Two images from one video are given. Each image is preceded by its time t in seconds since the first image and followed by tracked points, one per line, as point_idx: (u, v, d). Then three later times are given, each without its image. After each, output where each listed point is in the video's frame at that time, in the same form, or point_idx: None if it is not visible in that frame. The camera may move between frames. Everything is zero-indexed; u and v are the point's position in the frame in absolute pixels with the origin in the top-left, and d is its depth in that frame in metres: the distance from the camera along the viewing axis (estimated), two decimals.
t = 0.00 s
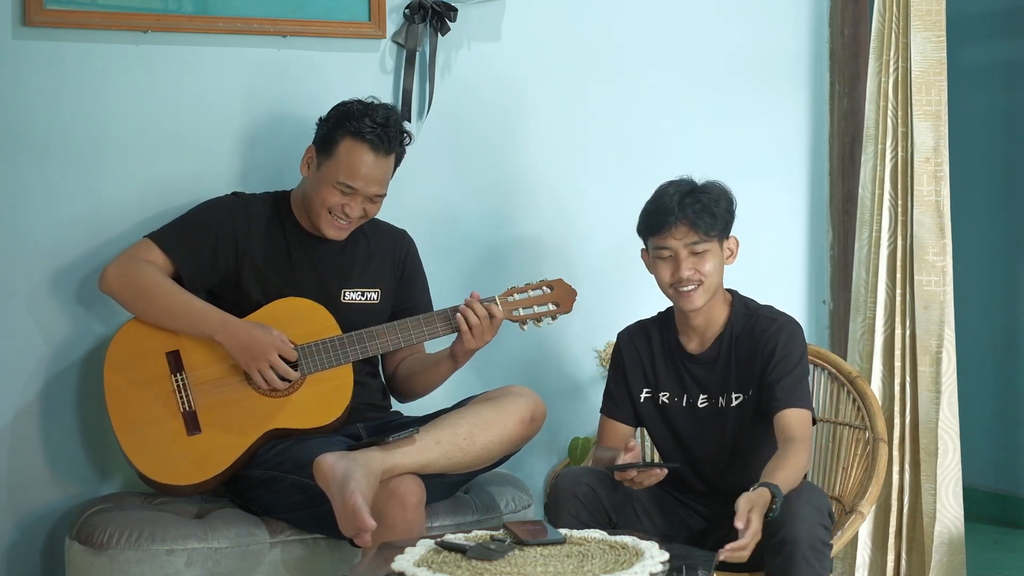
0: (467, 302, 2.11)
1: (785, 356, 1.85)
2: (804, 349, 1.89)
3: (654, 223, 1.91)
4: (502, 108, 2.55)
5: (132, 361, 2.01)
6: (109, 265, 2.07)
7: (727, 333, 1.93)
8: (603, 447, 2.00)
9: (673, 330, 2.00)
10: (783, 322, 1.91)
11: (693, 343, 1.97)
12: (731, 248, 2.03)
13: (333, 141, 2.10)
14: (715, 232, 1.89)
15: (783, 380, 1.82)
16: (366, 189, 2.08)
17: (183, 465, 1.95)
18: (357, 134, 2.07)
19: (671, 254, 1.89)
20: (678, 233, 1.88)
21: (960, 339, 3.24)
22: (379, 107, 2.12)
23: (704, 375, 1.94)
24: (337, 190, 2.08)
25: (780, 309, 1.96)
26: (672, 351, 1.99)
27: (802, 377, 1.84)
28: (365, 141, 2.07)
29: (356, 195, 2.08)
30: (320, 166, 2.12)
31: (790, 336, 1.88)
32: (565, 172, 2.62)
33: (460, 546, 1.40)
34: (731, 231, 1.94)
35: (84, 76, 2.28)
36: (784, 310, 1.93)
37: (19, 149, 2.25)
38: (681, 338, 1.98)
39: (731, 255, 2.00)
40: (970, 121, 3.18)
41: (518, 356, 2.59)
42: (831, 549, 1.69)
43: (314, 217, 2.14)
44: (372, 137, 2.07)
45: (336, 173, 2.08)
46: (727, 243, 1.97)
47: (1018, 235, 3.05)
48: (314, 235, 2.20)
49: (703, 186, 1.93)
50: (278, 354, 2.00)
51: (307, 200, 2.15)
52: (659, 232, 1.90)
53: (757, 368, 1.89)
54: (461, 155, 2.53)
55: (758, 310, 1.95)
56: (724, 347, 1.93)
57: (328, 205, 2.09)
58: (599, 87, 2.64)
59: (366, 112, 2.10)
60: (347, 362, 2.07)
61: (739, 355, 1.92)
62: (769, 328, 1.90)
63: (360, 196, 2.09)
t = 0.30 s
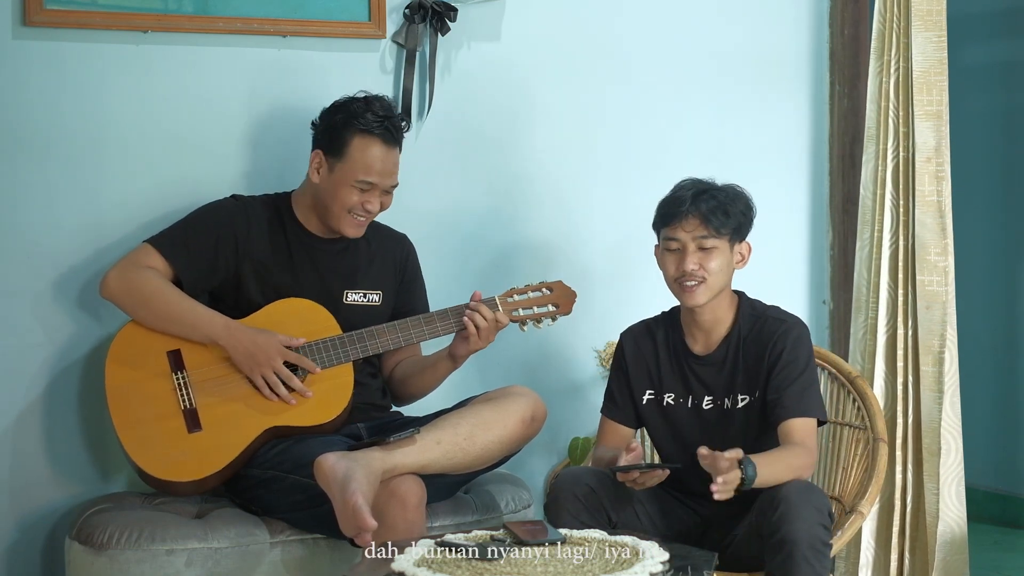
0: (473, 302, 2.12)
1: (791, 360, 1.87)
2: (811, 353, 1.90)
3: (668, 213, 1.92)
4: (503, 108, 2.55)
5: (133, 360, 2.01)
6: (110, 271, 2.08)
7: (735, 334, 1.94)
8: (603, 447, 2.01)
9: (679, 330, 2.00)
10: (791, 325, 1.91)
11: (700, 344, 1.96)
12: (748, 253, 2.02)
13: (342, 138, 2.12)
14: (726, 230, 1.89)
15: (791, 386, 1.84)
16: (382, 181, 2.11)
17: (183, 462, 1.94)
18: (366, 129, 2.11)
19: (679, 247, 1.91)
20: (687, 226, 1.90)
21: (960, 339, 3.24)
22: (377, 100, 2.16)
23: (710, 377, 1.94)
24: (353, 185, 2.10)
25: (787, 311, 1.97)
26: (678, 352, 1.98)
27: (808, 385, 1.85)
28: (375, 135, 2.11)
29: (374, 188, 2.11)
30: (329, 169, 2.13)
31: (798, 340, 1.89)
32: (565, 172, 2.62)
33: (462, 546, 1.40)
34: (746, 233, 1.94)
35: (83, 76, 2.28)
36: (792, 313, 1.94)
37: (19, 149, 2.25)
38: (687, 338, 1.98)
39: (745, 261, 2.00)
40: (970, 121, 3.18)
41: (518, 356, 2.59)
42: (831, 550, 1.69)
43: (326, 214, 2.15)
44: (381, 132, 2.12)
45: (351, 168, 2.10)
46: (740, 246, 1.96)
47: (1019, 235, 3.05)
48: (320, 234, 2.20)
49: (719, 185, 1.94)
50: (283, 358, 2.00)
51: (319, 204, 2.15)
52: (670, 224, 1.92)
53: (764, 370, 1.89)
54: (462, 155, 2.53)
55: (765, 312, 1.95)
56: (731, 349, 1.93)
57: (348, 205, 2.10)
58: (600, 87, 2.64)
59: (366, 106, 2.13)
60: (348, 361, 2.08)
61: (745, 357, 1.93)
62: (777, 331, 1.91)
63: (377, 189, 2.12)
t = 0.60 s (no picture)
0: (472, 302, 2.13)
1: (796, 358, 1.87)
2: (815, 352, 1.91)
3: (678, 217, 1.91)
4: (502, 109, 2.55)
5: (132, 362, 2.01)
6: (110, 277, 2.08)
7: (741, 333, 1.94)
8: (603, 446, 2.01)
9: (684, 330, 1.99)
10: (797, 324, 1.92)
11: (707, 346, 1.96)
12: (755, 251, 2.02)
13: (346, 134, 2.13)
14: (736, 235, 1.89)
15: (796, 384, 1.84)
16: (390, 171, 2.13)
17: (183, 463, 1.94)
18: (368, 122, 2.13)
19: (689, 252, 1.90)
20: (698, 232, 1.89)
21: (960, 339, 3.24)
22: (371, 93, 2.19)
23: (714, 378, 1.94)
24: (364, 180, 2.12)
25: (793, 311, 1.97)
26: (683, 351, 1.98)
27: (813, 381, 1.85)
28: (377, 126, 2.13)
29: (385, 179, 2.13)
30: (335, 167, 2.14)
31: (804, 339, 1.89)
32: (565, 172, 2.62)
33: (462, 545, 1.40)
34: (755, 236, 1.94)
35: (84, 76, 2.28)
36: (797, 313, 1.94)
37: (19, 149, 2.25)
38: (693, 338, 1.98)
39: (753, 260, 2.00)
40: (970, 122, 3.19)
41: (518, 356, 2.59)
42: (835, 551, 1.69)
43: (335, 214, 2.15)
44: (382, 122, 2.14)
45: (360, 164, 2.12)
46: (749, 249, 1.96)
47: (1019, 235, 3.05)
48: (328, 235, 2.20)
49: (730, 188, 1.93)
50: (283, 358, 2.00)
51: (327, 204, 2.16)
52: (680, 228, 1.91)
53: (769, 369, 1.90)
54: (462, 155, 2.53)
55: (770, 311, 1.95)
56: (738, 349, 1.93)
57: (360, 200, 2.12)
58: (600, 87, 2.64)
59: (362, 99, 2.16)
60: (348, 360, 2.08)
61: (751, 356, 1.93)
62: (782, 330, 1.91)
63: (386, 180, 2.14)
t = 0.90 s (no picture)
0: (474, 302, 2.14)
1: (788, 359, 1.86)
2: (809, 353, 1.90)
3: (677, 220, 1.91)
4: (502, 109, 2.55)
5: (133, 363, 2.01)
6: (110, 278, 2.08)
7: (739, 333, 1.94)
8: (603, 446, 2.00)
9: (682, 331, 1.99)
10: (790, 325, 1.91)
11: (705, 347, 1.96)
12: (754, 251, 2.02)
13: (343, 131, 2.13)
14: (736, 239, 1.89)
15: (789, 384, 1.84)
16: (389, 167, 2.14)
17: (183, 464, 1.94)
18: (365, 119, 2.13)
19: (688, 255, 1.90)
20: (697, 235, 1.88)
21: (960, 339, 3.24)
22: (368, 90, 2.19)
23: (712, 378, 1.94)
24: (363, 177, 2.12)
25: (789, 312, 1.96)
26: (681, 352, 1.98)
27: (806, 380, 1.85)
28: (374, 122, 2.14)
29: (383, 175, 2.13)
30: (335, 165, 2.14)
31: (796, 340, 1.89)
32: (565, 173, 2.62)
33: (462, 546, 1.40)
34: (754, 238, 1.94)
35: (83, 76, 2.28)
36: (791, 314, 1.93)
37: (19, 149, 2.25)
38: (690, 339, 1.98)
39: (753, 261, 2.00)
40: (969, 121, 3.19)
41: (518, 356, 2.59)
42: (835, 551, 1.69)
43: (335, 214, 2.15)
44: (379, 118, 2.14)
45: (359, 161, 2.12)
46: (748, 250, 1.96)
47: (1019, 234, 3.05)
48: (328, 235, 2.21)
49: (729, 190, 1.92)
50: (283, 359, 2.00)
51: (327, 202, 2.16)
52: (679, 231, 1.90)
53: (762, 369, 1.89)
54: (462, 155, 2.53)
55: (766, 312, 1.95)
56: (733, 349, 1.93)
57: (360, 197, 2.12)
58: (600, 87, 2.64)
59: (359, 96, 2.15)
60: (348, 361, 2.08)
61: (746, 357, 1.93)
62: (775, 330, 1.91)
63: (385, 177, 2.14)
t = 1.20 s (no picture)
0: (473, 301, 2.14)
1: (791, 361, 1.86)
2: (811, 355, 1.90)
3: (672, 221, 1.91)
4: (503, 109, 2.55)
5: (133, 363, 2.01)
6: (110, 279, 2.08)
7: (738, 333, 1.94)
8: (603, 446, 2.01)
9: (681, 331, 1.99)
10: (791, 326, 1.91)
11: (704, 348, 1.96)
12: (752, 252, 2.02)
13: (341, 128, 2.13)
14: (731, 239, 1.89)
15: (792, 386, 1.84)
16: (386, 165, 2.13)
17: (183, 464, 1.95)
18: (364, 116, 2.13)
19: (683, 255, 1.90)
20: (692, 236, 1.89)
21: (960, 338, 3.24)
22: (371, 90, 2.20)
23: (712, 379, 1.94)
24: (359, 175, 2.12)
25: (789, 313, 1.96)
26: (680, 353, 1.98)
27: (809, 382, 1.85)
28: (374, 120, 2.14)
29: (380, 173, 2.13)
30: (330, 160, 2.15)
31: (799, 341, 1.89)
32: (565, 173, 2.62)
33: (462, 546, 1.40)
34: (750, 238, 1.94)
35: (83, 76, 2.28)
36: (792, 314, 1.93)
37: (19, 149, 2.25)
38: (689, 340, 1.98)
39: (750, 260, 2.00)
40: (970, 121, 3.18)
41: (518, 356, 2.59)
42: (835, 551, 1.68)
43: (331, 213, 2.15)
44: (379, 116, 2.14)
45: (355, 158, 2.12)
46: (744, 250, 1.96)
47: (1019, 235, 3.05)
48: (326, 234, 2.21)
49: (724, 190, 1.93)
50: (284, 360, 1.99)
51: (323, 200, 2.16)
52: (674, 232, 1.91)
53: (764, 370, 1.89)
54: (462, 155, 2.53)
55: (767, 313, 1.95)
56: (733, 349, 1.93)
57: (356, 195, 2.12)
58: (600, 88, 2.64)
59: (361, 95, 2.16)
60: (348, 361, 2.07)
61: (747, 357, 1.93)
62: (777, 331, 1.91)
63: (381, 175, 2.14)
